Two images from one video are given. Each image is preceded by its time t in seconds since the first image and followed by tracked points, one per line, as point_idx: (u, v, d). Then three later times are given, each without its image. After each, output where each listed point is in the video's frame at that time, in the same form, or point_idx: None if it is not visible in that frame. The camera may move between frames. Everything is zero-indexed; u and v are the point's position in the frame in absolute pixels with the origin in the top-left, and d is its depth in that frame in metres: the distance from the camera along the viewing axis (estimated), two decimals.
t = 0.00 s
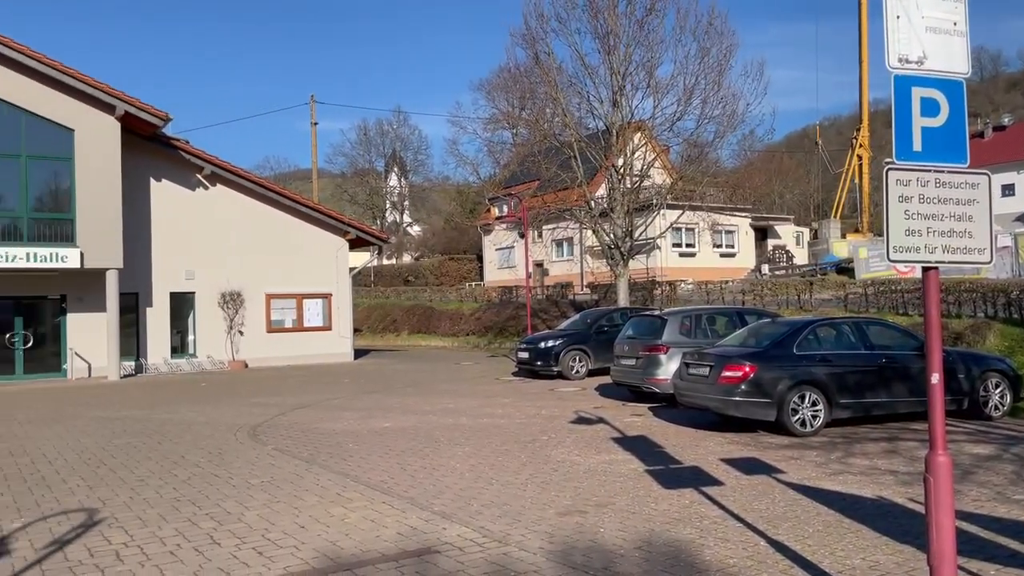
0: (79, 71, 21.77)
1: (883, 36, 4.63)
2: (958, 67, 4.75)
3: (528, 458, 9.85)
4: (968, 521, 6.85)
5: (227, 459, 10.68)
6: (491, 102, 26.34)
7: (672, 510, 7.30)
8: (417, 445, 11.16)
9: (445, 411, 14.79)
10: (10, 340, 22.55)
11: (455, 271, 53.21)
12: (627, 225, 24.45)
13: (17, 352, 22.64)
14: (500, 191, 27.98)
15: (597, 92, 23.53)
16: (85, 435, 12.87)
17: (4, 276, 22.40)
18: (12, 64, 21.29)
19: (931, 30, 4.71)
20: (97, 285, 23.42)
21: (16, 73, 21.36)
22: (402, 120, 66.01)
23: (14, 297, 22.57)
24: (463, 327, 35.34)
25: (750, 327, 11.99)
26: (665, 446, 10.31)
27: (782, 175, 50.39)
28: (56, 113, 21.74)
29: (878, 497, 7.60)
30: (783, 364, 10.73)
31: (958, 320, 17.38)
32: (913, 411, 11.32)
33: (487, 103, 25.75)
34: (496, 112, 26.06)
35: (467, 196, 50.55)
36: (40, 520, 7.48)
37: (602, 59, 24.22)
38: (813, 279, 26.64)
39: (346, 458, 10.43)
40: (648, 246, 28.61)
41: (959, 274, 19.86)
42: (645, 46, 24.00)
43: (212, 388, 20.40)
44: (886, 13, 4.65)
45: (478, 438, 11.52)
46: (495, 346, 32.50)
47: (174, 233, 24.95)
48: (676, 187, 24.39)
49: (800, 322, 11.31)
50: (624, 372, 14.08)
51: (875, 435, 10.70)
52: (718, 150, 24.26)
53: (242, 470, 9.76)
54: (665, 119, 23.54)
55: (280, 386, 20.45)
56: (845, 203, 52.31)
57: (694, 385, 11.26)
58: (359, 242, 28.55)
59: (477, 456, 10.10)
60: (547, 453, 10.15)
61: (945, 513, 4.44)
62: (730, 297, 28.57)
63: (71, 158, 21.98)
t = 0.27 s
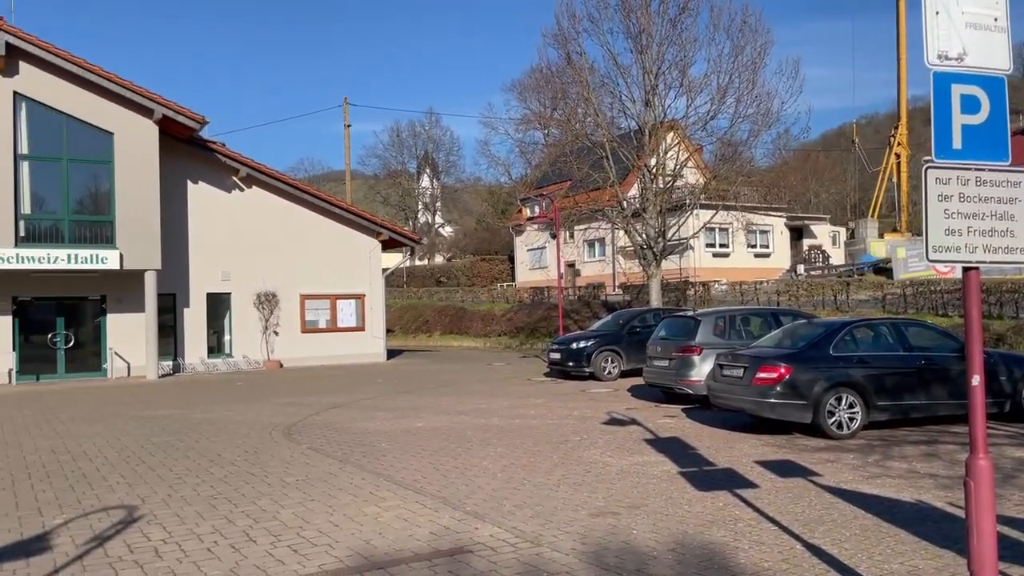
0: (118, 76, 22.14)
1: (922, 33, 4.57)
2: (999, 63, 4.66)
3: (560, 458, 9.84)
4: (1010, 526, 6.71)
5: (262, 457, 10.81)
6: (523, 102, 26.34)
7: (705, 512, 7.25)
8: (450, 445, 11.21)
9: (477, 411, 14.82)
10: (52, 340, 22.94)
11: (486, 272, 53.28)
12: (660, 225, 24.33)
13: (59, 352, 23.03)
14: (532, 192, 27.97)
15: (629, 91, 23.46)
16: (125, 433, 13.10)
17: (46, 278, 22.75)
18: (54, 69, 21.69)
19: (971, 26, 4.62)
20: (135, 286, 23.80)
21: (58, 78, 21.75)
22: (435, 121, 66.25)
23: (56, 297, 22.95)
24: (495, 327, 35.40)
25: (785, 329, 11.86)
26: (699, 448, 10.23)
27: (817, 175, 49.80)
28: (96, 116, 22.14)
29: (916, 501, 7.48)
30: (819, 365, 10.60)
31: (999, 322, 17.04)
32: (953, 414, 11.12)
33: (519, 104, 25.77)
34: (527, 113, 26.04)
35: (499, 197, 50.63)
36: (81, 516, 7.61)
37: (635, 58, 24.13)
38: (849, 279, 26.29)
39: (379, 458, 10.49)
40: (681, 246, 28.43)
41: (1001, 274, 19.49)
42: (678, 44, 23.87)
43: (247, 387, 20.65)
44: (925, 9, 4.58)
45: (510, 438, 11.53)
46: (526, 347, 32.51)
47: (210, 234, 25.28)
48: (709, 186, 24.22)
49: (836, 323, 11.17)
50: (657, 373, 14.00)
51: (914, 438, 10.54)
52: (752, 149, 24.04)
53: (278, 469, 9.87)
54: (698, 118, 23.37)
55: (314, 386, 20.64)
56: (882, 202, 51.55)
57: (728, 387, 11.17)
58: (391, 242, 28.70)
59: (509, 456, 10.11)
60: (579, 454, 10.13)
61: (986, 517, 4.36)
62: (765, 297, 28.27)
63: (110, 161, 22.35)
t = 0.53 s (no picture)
0: (155, 79, 22.47)
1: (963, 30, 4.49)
2: None
3: (592, 459, 9.81)
4: None
5: (296, 456, 10.91)
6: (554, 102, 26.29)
7: (739, 514, 7.18)
8: (481, 445, 11.22)
9: (508, 412, 14.83)
10: (91, 340, 23.30)
11: (518, 272, 53.28)
12: (692, 225, 24.19)
13: (98, 351, 23.39)
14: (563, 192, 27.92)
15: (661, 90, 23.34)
16: (162, 432, 13.29)
17: (84, 279, 23.10)
18: (93, 72, 22.06)
19: (1013, 21, 4.52)
20: (172, 286, 24.15)
21: (97, 82, 22.12)
22: (466, 122, 66.38)
23: (95, 298, 23.31)
24: (527, 328, 35.40)
25: (821, 330, 11.72)
26: (733, 450, 10.14)
27: (854, 174, 49.14)
28: (133, 119, 22.50)
29: (956, 505, 7.35)
30: (855, 367, 10.45)
31: None
32: (994, 417, 10.92)
33: (550, 104, 25.72)
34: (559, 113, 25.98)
35: (530, 197, 50.61)
36: (119, 513, 7.73)
37: (667, 57, 23.99)
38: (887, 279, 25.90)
39: (412, 457, 10.54)
40: (714, 246, 28.23)
41: None
42: (711, 43, 23.68)
43: (281, 387, 20.87)
44: (966, 7, 4.50)
45: (541, 439, 11.51)
46: (558, 348, 32.49)
47: (245, 236, 25.57)
48: (743, 186, 24.02)
49: (873, 324, 11.01)
50: (689, 375, 13.89)
51: (954, 442, 10.35)
52: (787, 148, 23.80)
53: (311, 468, 9.95)
54: (732, 116, 23.18)
55: (347, 386, 20.79)
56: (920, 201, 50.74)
57: (763, 388, 11.06)
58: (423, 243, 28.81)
59: (540, 457, 10.10)
60: (611, 455, 10.09)
61: None
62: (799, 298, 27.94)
63: (147, 163, 22.69)
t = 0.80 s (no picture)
0: (190, 81, 22.76)
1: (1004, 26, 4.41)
2: None
3: (623, 461, 9.77)
4: None
5: (329, 455, 10.99)
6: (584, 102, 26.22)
7: (773, 517, 7.10)
8: (512, 446, 11.22)
9: (538, 412, 14.81)
10: (127, 339, 23.66)
11: (548, 272, 53.22)
12: (725, 225, 24.02)
13: (134, 350, 23.74)
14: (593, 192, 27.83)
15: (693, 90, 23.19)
16: (196, 429, 13.45)
17: (121, 279, 23.46)
18: (130, 75, 22.39)
19: None
20: (207, 286, 24.45)
21: (134, 84, 22.45)
22: (496, 122, 66.41)
23: (131, 297, 23.66)
24: (557, 328, 35.34)
25: (856, 331, 11.58)
26: (766, 452, 10.04)
27: (889, 172, 48.45)
28: (169, 121, 22.81)
29: (996, 510, 7.21)
30: (892, 369, 10.30)
31: None
32: None
33: (581, 104, 25.65)
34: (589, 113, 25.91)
35: (560, 198, 50.51)
36: (156, 510, 7.84)
37: (699, 56, 23.83)
38: (924, 279, 25.51)
39: (442, 457, 10.57)
40: (746, 246, 27.98)
41: None
42: (744, 41, 23.47)
43: (314, 386, 21.03)
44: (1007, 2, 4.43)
45: (572, 440, 11.49)
46: (589, 348, 32.40)
47: (278, 236, 25.81)
48: (777, 185, 23.80)
49: (909, 325, 10.85)
50: (721, 376, 13.78)
51: (993, 445, 10.17)
52: (821, 147, 23.52)
53: (343, 467, 10.01)
54: (765, 115, 22.96)
55: (378, 385, 20.90)
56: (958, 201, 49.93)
57: (796, 390, 10.94)
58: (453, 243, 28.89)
59: (571, 458, 10.07)
60: (642, 456, 10.04)
61: None
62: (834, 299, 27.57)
63: (183, 165, 23.00)
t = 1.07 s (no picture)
0: (224, 83, 23.02)
1: None
2: None
3: (655, 462, 9.71)
4: None
5: (361, 454, 11.04)
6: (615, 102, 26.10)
7: (810, 521, 7.02)
8: (543, 446, 11.21)
9: (569, 412, 14.78)
10: (162, 338, 23.97)
11: (577, 272, 53.11)
12: (757, 224, 23.73)
13: (169, 348, 24.05)
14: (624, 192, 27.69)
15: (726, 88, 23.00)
16: (230, 427, 13.59)
17: (156, 278, 23.78)
18: (165, 78, 22.70)
19: None
20: (240, 286, 24.70)
21: (169, 86, 22.75)
22: (525, 122, 66.35)
23: (166, 296, 23.98)
24: (586, 328, 35.26)
25: (892, 332, 11.42)
26: (801, 455, 9.92)
27: (926, 171, 47.73)
28: (204, 123, 23.09)
29: None
30: (930, 371, 10.13)
31: None
32: None
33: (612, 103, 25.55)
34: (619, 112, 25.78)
35: (590, 198, 50.36)
36: (191, 507, 7.93)
37: (732, 54, 23.63)
38: (961, 280, 25.11)
39: (473, 457, 10.58)
40: (779, 246, 27.71)
41: None
42: (777, 38, 23.23)
43: (345, 385, 21.16)
44: None
45: (603, 441, 11.43)
46: (619, 348, 32.27)
47: (310, 236, 26.00)
48: (811, 185, 23.50)
49: (948, 326, 10.68)
50: (754, 377, 13.65)
51: None
52: (855, 145, 23.21)
53: (376, 465, 10.06)
54: (799, 113, 22.69)
55: (409, 385, 20.98)
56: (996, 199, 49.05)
57: (832, 392, 10.79)
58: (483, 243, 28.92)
59: (602, 459, 10.03)
60: (675, 458, 9.97)
61: None
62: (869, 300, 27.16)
63: (217, 166, 23.27)
